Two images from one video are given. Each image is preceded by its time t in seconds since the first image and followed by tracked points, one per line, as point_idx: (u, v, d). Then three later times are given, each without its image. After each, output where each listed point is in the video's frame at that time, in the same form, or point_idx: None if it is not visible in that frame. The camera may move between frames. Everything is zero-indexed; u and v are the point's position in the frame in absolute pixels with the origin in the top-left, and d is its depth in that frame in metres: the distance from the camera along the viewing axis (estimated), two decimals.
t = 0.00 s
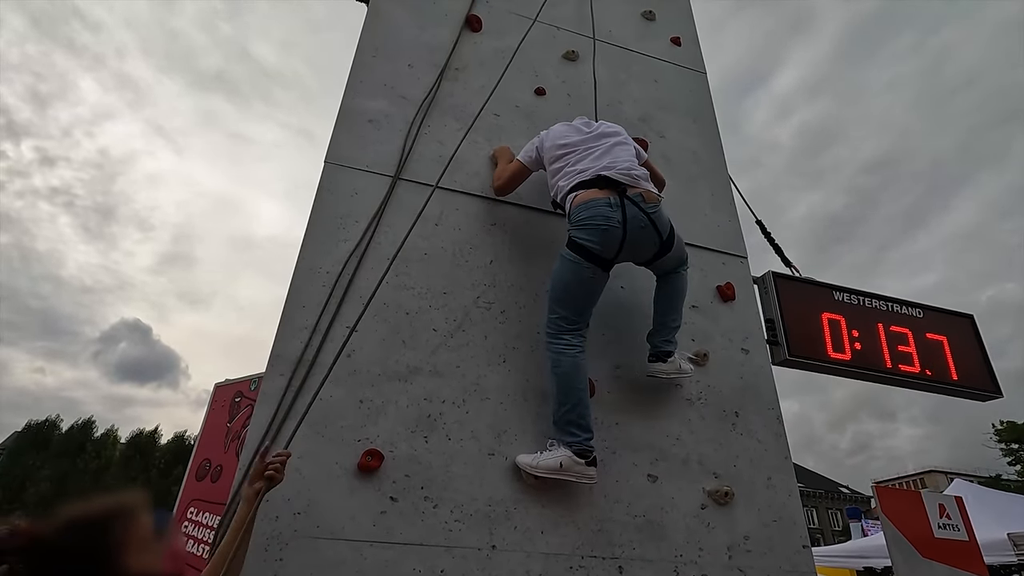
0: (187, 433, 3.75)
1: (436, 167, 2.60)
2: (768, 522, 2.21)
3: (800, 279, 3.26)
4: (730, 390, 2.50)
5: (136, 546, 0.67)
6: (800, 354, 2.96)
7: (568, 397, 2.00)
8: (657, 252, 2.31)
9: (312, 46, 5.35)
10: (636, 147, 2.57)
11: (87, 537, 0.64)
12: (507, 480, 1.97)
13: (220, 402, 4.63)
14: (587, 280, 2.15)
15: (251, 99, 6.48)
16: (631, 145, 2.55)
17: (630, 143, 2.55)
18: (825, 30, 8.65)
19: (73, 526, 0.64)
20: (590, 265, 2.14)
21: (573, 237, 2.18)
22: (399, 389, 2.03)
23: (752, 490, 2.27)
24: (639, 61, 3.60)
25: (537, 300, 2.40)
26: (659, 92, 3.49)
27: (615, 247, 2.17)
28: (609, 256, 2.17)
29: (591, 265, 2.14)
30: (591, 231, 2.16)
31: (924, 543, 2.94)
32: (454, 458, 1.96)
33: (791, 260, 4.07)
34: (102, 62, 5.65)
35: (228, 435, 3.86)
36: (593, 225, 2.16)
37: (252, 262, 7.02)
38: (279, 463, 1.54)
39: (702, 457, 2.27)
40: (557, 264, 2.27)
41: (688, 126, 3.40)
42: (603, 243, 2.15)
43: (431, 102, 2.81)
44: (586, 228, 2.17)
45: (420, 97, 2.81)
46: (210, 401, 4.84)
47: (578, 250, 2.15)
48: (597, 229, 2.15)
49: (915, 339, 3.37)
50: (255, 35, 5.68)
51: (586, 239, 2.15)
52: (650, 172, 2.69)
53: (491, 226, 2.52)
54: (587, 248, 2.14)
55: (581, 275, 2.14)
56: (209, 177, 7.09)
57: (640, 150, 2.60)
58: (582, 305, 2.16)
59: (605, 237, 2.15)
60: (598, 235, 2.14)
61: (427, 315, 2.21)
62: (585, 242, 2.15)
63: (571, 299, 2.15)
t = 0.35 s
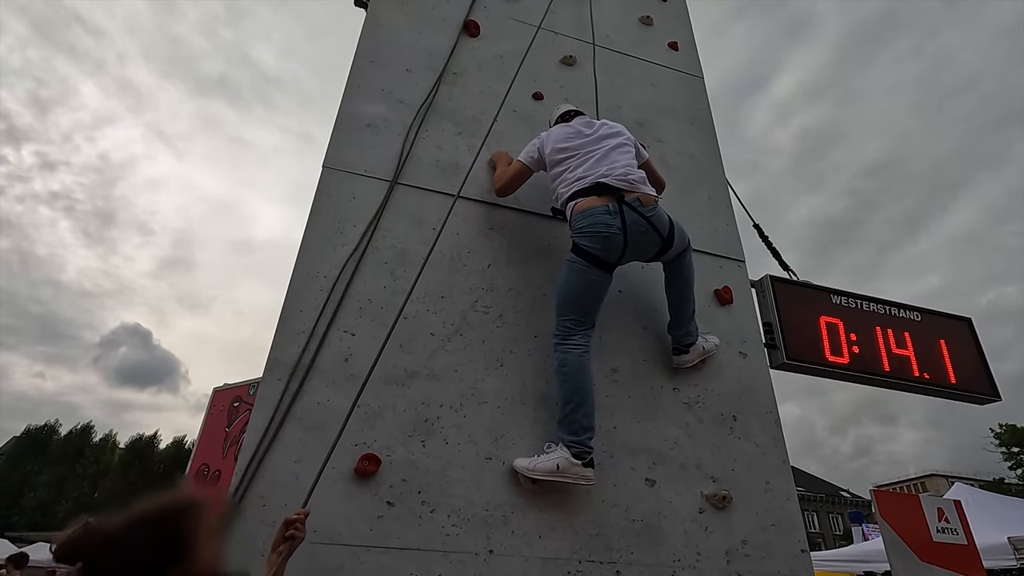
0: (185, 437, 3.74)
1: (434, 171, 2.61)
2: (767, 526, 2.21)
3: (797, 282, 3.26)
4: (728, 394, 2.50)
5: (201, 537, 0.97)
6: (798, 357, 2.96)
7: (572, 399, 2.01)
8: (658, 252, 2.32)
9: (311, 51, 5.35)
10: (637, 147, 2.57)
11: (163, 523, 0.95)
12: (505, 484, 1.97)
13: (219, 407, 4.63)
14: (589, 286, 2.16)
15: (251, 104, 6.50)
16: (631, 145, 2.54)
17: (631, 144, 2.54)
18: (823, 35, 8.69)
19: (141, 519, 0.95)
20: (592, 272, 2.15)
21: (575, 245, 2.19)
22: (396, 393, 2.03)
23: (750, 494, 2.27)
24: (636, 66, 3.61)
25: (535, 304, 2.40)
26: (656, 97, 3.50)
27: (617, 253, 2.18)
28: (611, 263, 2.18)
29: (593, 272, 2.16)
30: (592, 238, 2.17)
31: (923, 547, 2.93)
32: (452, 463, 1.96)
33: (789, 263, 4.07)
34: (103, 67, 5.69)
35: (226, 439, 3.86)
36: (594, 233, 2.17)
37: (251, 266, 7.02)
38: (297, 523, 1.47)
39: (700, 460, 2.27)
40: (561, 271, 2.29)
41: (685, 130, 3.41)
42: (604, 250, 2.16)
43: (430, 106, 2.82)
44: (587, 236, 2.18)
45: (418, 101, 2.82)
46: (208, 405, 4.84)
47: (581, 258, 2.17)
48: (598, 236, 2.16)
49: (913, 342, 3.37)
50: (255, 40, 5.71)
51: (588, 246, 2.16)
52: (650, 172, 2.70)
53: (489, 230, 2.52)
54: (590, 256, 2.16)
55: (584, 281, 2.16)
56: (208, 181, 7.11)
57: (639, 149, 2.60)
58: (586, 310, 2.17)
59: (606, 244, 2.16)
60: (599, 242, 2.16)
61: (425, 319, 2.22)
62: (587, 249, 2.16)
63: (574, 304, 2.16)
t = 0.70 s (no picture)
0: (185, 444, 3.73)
1: (436, 177, 2.61)
2: (769, 531, 2.21)
3: (799, 287, 3.26)
4: (730, 399, 2.49)
5: (230, 495, 0.80)
6: (800, 362, 2.96)
7: (568, 405, 2.02)
8: (654, 266, 2.35)
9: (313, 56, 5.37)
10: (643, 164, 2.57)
11: (182, 490, 0.75)
12: (507, 489, 1.97)
13: (220, 412, 4.63)
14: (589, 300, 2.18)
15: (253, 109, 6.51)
16: (639, 162, 2.54)
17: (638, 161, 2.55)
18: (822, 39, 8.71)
19: (165, 486, 0.75)
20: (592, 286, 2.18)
21: (576, 258, 2.21)
22: (398, 398, 2.03)
23: (753, 499, 2.26)
24: (637, 71, 3.62)
25: (536, 309, 2.40)
26: (657, 102, 3.51)
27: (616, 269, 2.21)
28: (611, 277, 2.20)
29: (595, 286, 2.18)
30: (593, 253, 2.18)
31: (926, 552, 2.92)
32: (454, 468, 1.96)
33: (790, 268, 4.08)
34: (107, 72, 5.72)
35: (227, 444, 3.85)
36: (595, 247, 2.18)
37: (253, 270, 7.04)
38: (297, 534, 1.45)
39: (702, 465, 2.27)
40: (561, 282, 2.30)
41: (686, 135, 3.42)
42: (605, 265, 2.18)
43: (431, 112, 2.82)
44: (588, 250, 2.19)
45: (419, 107, 2.83)
46: (210, 410, 4.84)
47: (581, 272, 2.19)
48: (599, 251, 2.18)
49: (914, 346, 3.37)
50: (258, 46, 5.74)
51: (588, 261, 2.18)
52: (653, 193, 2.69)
53: (491, 235, 2.53)
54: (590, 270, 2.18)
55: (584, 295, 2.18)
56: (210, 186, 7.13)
57: (646, 165, 2.59)
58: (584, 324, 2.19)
59: (606, 259, 2.18)
60: (600, 257, 2.17)
61: (427, 324, 2.22)
62: (587, 263, 2.18)
63: (574, 317, 2.18)
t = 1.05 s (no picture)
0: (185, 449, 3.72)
1: (436, 181, 2.61)
2: (772, 537, 2.19)
3: (800, 291, 3.25)
4: (732, 403, 2.48)
5: (214, 519, 0.82)
6: (802, 366, 2.95)
7: (566, 412, 2.01)
8: (651, 275, 2.34)
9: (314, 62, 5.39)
10: (647, 179, 2.57)
11: (161, 516, 0.78)
12: (508, 495, 1.95)
13: (220, 417, 4.62)
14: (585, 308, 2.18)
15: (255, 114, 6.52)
16: (641, 177, 2.54)
17: (641, 175, 2.54)
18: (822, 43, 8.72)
19: (146, 512, 0.78)
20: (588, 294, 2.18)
21: (574, 266, 2.21)
22: (399, 403, 2.02)
23: (755, 504, 2.25)
24: (638, 76, 3.62)
25: (537, 313, 2.40)
26: (657, 106, 3.51)
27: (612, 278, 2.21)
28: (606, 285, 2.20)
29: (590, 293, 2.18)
30: (589, 261, 2.19)
31: (931, 558, 2.89)
32: (455, 474, 1.95)
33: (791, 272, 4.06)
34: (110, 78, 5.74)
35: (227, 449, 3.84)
36: (591, 255, 2.19)
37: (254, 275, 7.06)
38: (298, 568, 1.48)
39: (704, 471, 2.25)
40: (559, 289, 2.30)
41: (686, 139, 3.42)
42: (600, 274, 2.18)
43: (432, 117, 2.82)
44: (584, 257, 2.19)
45: (420, 112, 2.83)
46: (209, 415, 4.82)
47: (578, 279, 2.19)
48: (595, 259, 2.18)
49: (917, 351, 3.35)
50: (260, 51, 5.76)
51: (583, 268, 2.18)
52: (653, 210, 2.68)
53: (491, 239, 2.52)
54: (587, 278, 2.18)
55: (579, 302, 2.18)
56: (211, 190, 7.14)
57: (649, 180, 2.59)
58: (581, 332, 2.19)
59: (602, 267, 2.18)
60: (595, 265, 2.17)
61: (427, 328, 2.21)
62: (583, 271, 2.18)
63: (571, 324, 2.18)
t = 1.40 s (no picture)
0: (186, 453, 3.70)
1: (437, 186, 2.61)
2: (776, 542, 2.18)
3: (802, 295, 3.24)
4: (734, 408, 2.47)
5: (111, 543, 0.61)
6: (804, 370, 2.94)
7: (569, 412, 2.01)
8: (644, 277, 2.36)
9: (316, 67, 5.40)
10: (644, 185, 2.58)
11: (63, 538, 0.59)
12: (509, 500, 1.95)
13: (222, 421, 4.61)
14: (582, 307, 2.18)
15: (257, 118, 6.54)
16: (638, 182, 2.55)
17: (639, 181, 2.56)
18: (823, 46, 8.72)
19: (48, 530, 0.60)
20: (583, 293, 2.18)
21: (569, 266, 2.22)
22: (400, 408, 2.02)
23: (758, 509, 2.24)
24: (638, 80, 3.63)
25: (538, 317, 2.39)
26: (658, 110, 3.51)
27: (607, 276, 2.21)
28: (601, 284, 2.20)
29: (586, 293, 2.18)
30: (584, 260, 2.19)
31: (935, 564, 2.87)
32: (456, 479, 1.94)
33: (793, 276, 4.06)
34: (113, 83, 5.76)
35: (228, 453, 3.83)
36: (585, 254, 2.19)
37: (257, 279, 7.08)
38: None
39: (707, 475, 2.24)
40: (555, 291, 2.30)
41: (687, 143, 3.42)
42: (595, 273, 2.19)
43: (433, 121, 2.83)
44: (579, 257, 2.20)
45: (421, 116, 2.84)
46: (211, 419, 4.81)
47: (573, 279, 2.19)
48: (590, 259, 2.18)
49: (919, 355, 3.34)
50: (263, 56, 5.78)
51: (579, 268, 2.19)
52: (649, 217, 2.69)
53: (493, 243, 2.52)
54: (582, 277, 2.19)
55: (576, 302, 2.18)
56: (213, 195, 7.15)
57: (645, 186, 2.60)
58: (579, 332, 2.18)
59: (597, 266, 2.18)
60: (590, 264, 2.18)
61: (428, 333, 2.21)
62: (579, 271, 2.19)
63: (569, 324, 2.17)
